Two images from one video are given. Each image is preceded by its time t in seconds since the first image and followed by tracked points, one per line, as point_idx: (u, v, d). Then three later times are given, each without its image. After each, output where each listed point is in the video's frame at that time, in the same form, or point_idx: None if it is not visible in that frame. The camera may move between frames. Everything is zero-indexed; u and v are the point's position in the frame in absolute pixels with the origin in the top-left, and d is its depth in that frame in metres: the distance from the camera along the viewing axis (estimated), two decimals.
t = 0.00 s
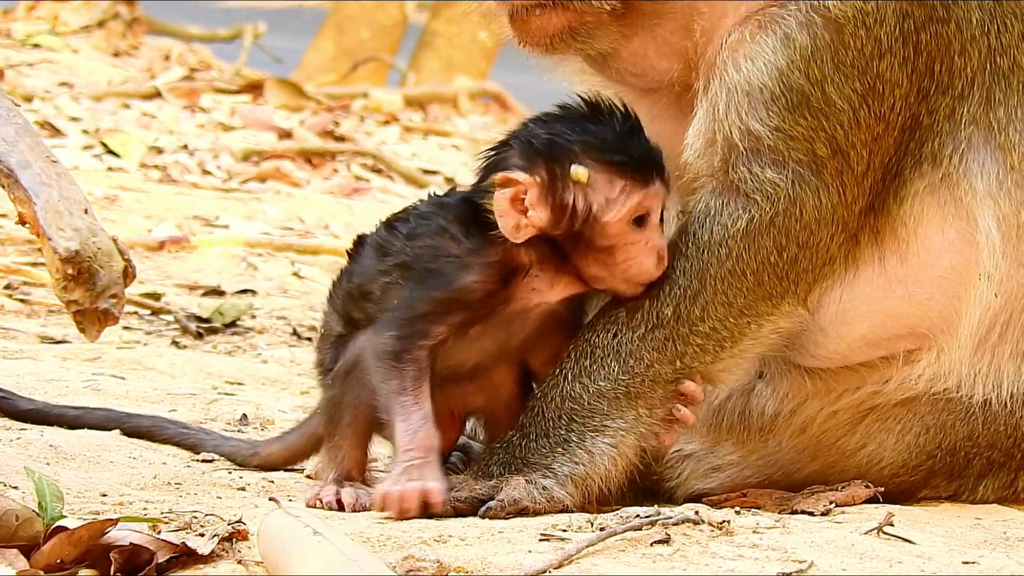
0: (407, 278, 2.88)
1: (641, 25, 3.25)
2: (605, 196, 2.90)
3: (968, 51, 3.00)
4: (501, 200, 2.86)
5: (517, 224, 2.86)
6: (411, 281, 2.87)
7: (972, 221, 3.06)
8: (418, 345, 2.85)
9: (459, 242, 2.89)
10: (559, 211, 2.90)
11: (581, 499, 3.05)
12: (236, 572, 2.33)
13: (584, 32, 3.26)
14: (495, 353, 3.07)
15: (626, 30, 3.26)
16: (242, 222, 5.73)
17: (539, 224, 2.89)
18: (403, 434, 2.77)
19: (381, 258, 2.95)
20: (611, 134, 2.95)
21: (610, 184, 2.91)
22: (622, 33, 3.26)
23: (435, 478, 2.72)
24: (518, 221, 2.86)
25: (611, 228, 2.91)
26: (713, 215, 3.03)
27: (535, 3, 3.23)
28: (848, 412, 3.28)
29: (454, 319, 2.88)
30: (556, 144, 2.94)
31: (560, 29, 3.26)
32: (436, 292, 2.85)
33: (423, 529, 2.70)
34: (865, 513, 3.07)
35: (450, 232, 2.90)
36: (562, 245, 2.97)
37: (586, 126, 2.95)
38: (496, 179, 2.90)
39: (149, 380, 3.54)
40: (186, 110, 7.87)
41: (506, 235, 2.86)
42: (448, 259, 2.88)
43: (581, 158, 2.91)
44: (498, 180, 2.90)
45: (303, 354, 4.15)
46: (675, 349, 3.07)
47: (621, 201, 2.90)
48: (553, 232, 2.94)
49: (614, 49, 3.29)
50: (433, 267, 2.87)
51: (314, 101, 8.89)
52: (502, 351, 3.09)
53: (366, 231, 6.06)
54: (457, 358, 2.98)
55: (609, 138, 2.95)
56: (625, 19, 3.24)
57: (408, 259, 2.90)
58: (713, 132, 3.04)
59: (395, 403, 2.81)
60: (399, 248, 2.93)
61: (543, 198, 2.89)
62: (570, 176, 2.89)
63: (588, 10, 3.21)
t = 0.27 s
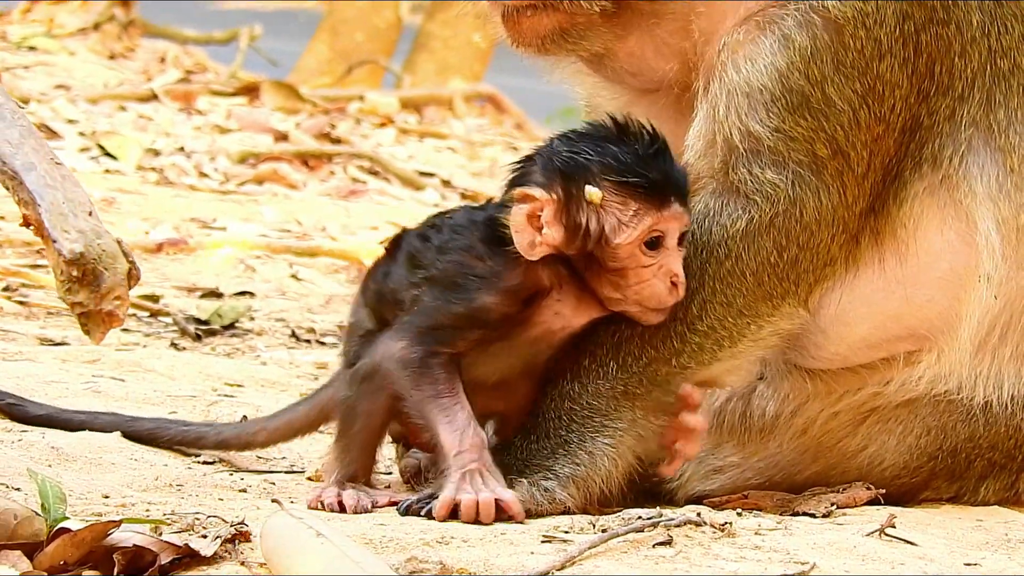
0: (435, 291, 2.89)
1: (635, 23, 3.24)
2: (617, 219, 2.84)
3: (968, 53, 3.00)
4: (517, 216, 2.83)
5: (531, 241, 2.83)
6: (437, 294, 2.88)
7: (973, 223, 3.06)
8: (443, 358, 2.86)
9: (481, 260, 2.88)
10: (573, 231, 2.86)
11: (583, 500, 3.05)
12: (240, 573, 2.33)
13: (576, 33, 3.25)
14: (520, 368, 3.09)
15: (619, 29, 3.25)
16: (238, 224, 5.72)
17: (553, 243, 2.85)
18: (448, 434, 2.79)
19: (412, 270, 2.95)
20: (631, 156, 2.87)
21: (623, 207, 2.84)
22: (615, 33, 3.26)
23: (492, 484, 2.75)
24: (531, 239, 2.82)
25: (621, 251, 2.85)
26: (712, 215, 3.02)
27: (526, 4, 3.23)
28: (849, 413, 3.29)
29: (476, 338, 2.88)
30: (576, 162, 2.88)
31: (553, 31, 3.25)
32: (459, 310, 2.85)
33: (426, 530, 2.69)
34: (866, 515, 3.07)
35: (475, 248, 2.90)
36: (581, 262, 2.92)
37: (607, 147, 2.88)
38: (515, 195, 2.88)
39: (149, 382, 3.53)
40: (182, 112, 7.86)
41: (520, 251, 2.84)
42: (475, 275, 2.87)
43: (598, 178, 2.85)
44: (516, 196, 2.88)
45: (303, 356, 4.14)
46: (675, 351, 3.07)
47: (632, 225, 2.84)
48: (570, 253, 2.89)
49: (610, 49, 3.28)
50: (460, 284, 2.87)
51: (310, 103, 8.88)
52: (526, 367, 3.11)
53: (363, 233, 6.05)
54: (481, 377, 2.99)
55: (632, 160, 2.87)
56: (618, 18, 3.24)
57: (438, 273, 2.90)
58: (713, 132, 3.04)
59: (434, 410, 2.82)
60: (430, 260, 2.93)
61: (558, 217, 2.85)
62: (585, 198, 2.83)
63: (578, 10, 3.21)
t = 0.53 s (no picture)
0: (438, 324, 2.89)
1: (637, 27, 3.24)
2: (596, 232, 2.77)
3: (970, 55, 3.01)
4: (500, 232, 2.80)
5: (513, 256, 2.79)
6: (442, 333, 2.85)
7: (975, 224, 3.07)
8: (449, 402, 2.80)
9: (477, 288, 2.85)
10: (555, 245, 2.80)
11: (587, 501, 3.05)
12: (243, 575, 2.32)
13: (578, 37, 3.25)
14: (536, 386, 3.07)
15: (623, 32, 3.25)
16: (240, 226, 5.72)
17: (536, 258, 2.80)
18: (507, 475, 2.76)
19: (416, 296, 2.98)
20: (615, 167, 2.78)
21: (604, 219, 2.76)
22: (618, 36, 3.25)
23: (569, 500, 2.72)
24: (513, 254, 2.78)
25: (604, 265, 2.78)
26: (715, 218, 3.02)
27: (529, 7, 3.23)
28: (851, 415, 3.29)
29: (486, 370, 2.84)
30: (559, 176, 2.82)
31: (554, 34, 3.25)
32: (462, 346, 2.82)
33: (429, 533, 2.69)
34: (869, 516, 3.07)
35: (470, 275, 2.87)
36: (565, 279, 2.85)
37: (592, 159, 2.80)
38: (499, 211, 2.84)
39: (151, 385, 3.53)
40: (182, 114, 7.86)
41: (504, 266, 2.80)
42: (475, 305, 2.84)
43: (579, 191, 2.78)
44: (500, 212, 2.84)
45: (304, 358, 4.14)
46: (678, 354, 3.08)
47: (613, 236, 2.76)
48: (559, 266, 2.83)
49: (612, 52, 3.28)
50: (460, 316, 2.85)
51: (310, 106, 8.88)
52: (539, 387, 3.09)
53: (364, 235, 6.05)
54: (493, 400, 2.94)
55: (615, 171, 2.78)
56: (621, 22, 3.23)
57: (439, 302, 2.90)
58: (715, 135, 3.04)
59: (481, 454, 2.78)
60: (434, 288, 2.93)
61: (541, 231, 2.80)
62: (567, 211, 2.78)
63: (582, 14, 3.20)
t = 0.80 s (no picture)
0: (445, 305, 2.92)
1: (638, 29, 3.25)
2: (504, 180, 2.86)
3: (970, 58, 3.01)
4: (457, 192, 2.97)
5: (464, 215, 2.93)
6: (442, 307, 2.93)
7: (973, 227, 3.08)
8: (460, 392, 2.87)
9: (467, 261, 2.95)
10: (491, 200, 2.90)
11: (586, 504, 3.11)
12: None
13: (579, 39, 3.25)
14: (543, 372, 3.10)
15: (623, 34, 3.26)
16: (240, 228, 5.73)
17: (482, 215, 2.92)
18: (513, 468, 2.81)
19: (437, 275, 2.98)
20: (544, 121, 2.88)
21: (512, 168, 2.85)
22: (618, 39, 3.26)
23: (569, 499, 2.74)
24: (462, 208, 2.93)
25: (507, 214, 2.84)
26: (715, 220, 3.03)
27: (529, 10, 3.23)
28: (851, 417, 3.30)
29: (481, 346, 2.89)
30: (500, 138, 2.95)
31: (554, 37, 3.25)
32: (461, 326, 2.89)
33: (429, 534, 2.69)
34: (868, 518, 3.07)
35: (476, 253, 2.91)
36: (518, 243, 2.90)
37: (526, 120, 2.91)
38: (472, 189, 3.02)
39: (151, 386, 3.53)
40: (182, 116, 7.86)
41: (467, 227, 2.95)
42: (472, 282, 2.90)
43: (505, 145, 2.89)
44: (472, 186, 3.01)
45: (304, 360, 4.14)
46: (677, 356, 3.09)
47: (507, 185, 2.84)
48: (494, 222, 2.90)
49: (612, 55, 3.29)
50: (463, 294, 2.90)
51: (310, 108, 8.89)
52: (547, 369, 3.10)
53: (363, 237, 6.05)
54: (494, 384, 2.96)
55: (543, 125, 2.88)
56: (621, 24, 3.24)
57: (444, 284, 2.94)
58: (715, 138, 3.05)
59: (492, 445, 2.84)
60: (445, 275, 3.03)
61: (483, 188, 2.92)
62: (489, 164, 2.90)
63: (582, 17, 3.20)
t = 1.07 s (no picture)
0: (451, 309, 2.92)
1: (638, 26, 3.24)
2: (518, 207, 2.80)
3: (970, 56, 3.02)
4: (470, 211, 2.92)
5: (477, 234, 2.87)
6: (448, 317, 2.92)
7: (973, 224, 3.08)
8: (450, 391, 2.86)
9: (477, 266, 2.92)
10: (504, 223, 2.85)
11: (588, 500, 3.11)
12: (245, 572, 2.31)
13: (579, 36, 3.24)
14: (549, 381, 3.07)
15: (623, 32, 3.25)
16: (239, 226, 5.73)
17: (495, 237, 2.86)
18: (489, 474, 2.78)
19: (444, 280, 2.99)
20: (557, 146, 2.81)
21: (526, 196, 2.79)
22: (618, 36, 3.26)
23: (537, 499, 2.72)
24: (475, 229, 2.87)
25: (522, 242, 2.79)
26: (716, 218, 3.04)
27: (529, 7, 3.23)
28: (851, 414, 3.31)
29: (483, 358, 2.87)
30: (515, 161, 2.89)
31: (554, 34, 3.25)
32: (463, 334, 2.88)
33: (430, 531, 2.69)
34: (869, 515, 3.08)
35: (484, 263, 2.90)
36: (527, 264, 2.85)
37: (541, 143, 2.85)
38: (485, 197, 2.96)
39: (152, 384, 3.53)
40: (181, 115, 7.86)
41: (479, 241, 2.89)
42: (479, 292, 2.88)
43: (518, 168, 2.83)
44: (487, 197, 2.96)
45: (304, 358, 4.14)
46: (679, 354, 3.09)
47: (523, 211, 2.78)
48: (507, 245, 2.85)
49: (612, 52, 3.28)
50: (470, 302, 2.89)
51: (309, 108, 8.89)
52: (553, 381, 3.08)
53: (363, 236, 6.05)
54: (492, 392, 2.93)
55: (557, 151, 2.81)
56: (621, 21, 3.23)
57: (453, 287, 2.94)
58: (716, 136, 3.06)
59: (474, 448, 2.82)
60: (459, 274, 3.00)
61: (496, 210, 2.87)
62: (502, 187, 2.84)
63: (582, 14, 3.20)
